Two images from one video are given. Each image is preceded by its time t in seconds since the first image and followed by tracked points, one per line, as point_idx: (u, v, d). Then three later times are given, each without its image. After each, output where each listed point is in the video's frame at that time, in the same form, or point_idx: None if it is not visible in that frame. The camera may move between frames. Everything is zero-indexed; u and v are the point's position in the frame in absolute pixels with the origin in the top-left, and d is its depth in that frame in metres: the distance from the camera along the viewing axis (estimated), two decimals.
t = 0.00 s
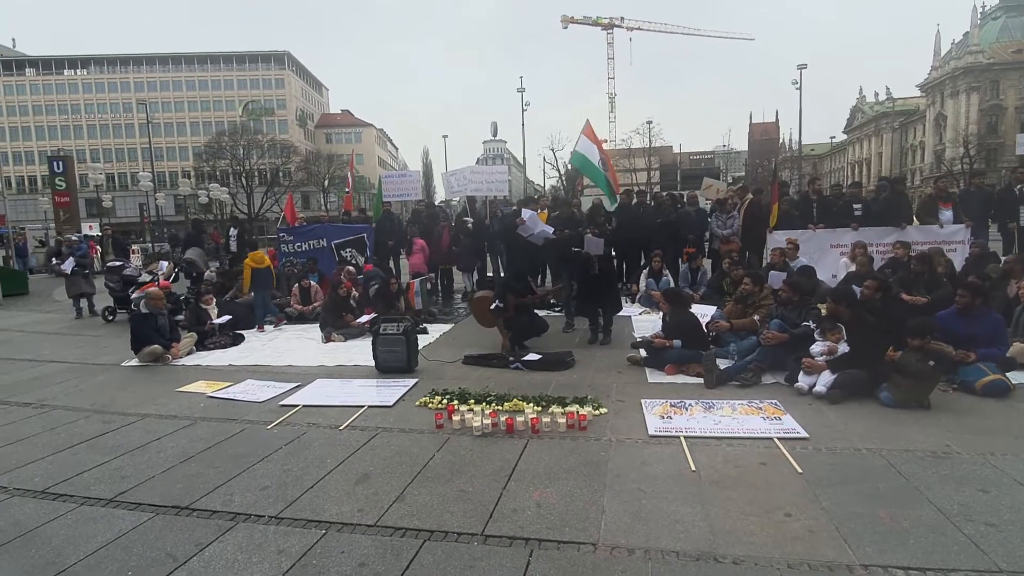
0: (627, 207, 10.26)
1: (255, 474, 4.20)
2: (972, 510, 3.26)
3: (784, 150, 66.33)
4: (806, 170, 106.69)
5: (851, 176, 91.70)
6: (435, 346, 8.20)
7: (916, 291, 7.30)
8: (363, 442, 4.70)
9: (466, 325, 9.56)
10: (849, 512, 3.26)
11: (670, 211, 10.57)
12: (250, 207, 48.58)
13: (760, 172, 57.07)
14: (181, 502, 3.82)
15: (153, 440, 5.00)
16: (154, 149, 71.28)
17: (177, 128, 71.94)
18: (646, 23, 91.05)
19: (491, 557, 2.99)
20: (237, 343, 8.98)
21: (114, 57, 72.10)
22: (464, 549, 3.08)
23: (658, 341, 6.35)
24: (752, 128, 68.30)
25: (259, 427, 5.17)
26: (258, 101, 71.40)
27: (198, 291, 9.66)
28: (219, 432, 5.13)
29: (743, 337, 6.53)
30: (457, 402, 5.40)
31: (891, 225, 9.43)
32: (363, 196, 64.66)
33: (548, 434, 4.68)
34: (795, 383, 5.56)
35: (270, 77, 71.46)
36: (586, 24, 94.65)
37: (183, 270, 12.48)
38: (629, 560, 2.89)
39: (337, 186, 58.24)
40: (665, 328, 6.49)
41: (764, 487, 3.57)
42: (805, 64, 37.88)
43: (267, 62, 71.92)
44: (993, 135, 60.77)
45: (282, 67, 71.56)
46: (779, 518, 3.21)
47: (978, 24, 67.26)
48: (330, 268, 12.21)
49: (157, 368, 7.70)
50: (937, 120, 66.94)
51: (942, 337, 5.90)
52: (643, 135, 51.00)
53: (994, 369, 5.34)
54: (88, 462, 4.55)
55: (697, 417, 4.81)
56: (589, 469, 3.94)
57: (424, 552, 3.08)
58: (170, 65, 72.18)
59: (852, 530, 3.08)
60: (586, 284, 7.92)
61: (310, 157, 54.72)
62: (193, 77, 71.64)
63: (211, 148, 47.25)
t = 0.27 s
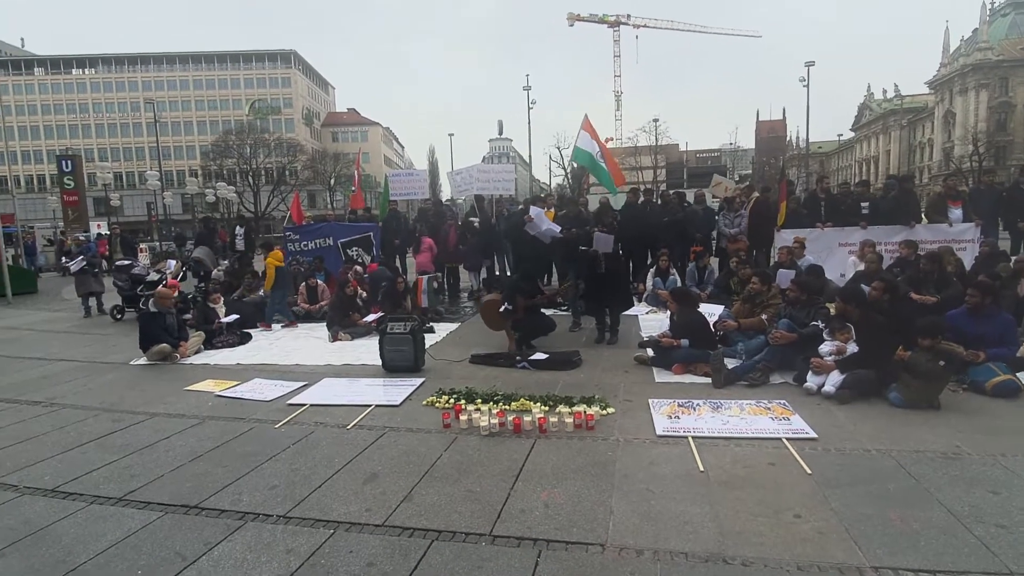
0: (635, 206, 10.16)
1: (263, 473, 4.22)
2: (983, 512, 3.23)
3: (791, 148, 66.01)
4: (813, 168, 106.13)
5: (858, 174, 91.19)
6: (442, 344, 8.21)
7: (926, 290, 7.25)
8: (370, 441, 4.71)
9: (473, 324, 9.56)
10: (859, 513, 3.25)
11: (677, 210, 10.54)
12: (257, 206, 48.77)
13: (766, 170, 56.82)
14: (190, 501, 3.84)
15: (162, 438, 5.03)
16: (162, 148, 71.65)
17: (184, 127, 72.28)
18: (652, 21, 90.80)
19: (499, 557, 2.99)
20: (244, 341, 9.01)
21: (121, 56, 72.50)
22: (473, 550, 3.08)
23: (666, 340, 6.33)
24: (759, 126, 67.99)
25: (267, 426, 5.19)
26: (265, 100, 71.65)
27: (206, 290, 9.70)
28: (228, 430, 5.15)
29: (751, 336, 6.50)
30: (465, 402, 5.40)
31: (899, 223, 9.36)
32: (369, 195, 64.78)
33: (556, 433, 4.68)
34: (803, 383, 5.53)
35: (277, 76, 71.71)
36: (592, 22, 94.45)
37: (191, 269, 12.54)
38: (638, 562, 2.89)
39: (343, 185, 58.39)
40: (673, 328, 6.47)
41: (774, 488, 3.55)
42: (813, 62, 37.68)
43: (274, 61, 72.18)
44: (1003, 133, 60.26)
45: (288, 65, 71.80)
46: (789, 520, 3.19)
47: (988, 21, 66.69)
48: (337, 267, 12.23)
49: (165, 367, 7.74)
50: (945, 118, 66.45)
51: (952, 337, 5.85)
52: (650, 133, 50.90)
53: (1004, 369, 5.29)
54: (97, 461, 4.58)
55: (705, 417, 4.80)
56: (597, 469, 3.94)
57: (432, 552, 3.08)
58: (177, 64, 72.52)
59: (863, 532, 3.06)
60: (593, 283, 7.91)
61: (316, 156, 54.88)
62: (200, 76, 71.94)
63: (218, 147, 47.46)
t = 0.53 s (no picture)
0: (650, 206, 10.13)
1: (280, 471, 4.25)
2: (1008, 517, 3.17)
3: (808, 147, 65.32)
4: (830, 167, 104.89)
5: (876, 174, 90.04)
6: (456, 344, 8.22)
7: (947, 291, 7.14)
8: (385, 440, 4.73)
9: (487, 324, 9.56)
10: (880, 517, 3.20)
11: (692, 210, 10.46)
12: (273, 205, 49.22)
13: (782, 169, 56.30)
14: (208, 498, 3.87)
15: (181, 436, 5.08)
16: (180, 148, 72.55)
17: (201, 127, 73.12)
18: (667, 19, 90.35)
19: (515, 557, 2.99)
20: (261, 340, 9.09)
21: (140, 58, 73.50)
22: (489, 550, 3.08)
23: (682, 341, 6.29)
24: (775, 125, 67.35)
25: (284, 425, 5.23)
26: (281, 100, 72.28)
27: (223, 288, 9.80)
28: (245, 428, 5.19)
29: (768, 337, 6.44)
30: (479, 402, 5.40)
31: (919, 223, 9.22)
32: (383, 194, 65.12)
33: (571, 434, 4.67)
34: (822, 384, 5.47)
35: (293, 77, 72.33)
36: (606, 21, 94.14)
37: (208, 268, 12.68)
38: (655, 564, 2.87)
39: (357, 184, 58.74)
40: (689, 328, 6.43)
41: (792, 491, 3.51)
42: (830, 60, 37.24)
43: (289, 62, 72.82)
44: None
45: (304, 66, 72.40)
46: (808, 523, 3.16)
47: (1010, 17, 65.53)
48: (352, 266, 12.30)
49: (183, 365, 7.82)
50: (966, 116, 65.42)
51: (974, 339, 5.76)
52: (664, 132, 50.69)
53: None
54: (118, 457, 4.64)
55: (722, 419, 4.76)
56: (613, 470, 3.92)
57: (448, 552, 3.09)
58: (195, 65, 73.38)
59: (885, 536, 3.02)
60: (608, 282, 7.88)
61: (331, 155, 55.27)
62: (217, 77, 72.73)
63: (235, 147, 47.95)
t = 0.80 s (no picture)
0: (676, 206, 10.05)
1: (310, 469, 4.30)
2: None
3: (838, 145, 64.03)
4: (861, 166, 102.65)
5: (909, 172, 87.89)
6: (482, 344, 8.24)
7: (986, 293, 6.92)
8: (412, 440, 4.76)
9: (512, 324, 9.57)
10: (919, 526, 3.11)
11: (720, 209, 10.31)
12: (300, 206, 49.97)
13: (811, 168, 55.31)
14: (240, 494, 3.94)
15: (213, 433, 5.18)
16: (210, 150, 74.08)
17: (231, 129, 74.56)
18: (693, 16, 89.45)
19: (543, 560, 2.98)
20: (290, 339, 9.23)
21: (173, 62, 75.22)
22: (517, 552, 3.08)
23: (710, 343, 6.21)
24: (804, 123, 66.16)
25: (313, 423, 5.29)
26: (308, 102, 73.33)
27: (254, 288, 9.97)
28: (275, 426, 5.28)
29: (799, 339, 6.33)
30: (506, 402, 5.41)
31: (957, 223, 8.96)
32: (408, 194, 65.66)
33: (598, 436, 4.64)
34: (856, 389, 5.34)
35: (320, 79, 73.35)
36: (631, 19, 93.49)
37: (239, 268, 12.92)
38: (685, 570, 2.83)
39: (382, 185, 59.29)
40: (718, 331, 6.35)
41: (826, 498, 3.44)
42: (862, 56, 36.45)
43: (317, 64, 73.85)
44: None
45: (330, 68, 73.38)
46: (843, 531, 3.09)
47: None
48: (378, 266, 12.41)
49: (215, 363, 7.98)
50: (1004, 112, 63.49)
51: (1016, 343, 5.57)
52: (690, 131, 50.22)
53: None
54: (153, 453, 4.75)
55: (752, 422, 4.68)
56: (641, 473, 3.88)
57: (476, 553, 3.09)
58: (225, 68, 74.86)
59: (923, 545, 2.94)
60: (634, 283, 7.83)
61: (357, 156, 55.91)
62: (247, 79, 74.08)
63: (263, 148, 48.78)
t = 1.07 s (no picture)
0: (699, 205, 9.92)
1: (333, 466, 4.35)
2: None
3: (865, 142, 62.84)
4: (889, 163, 100.61)
5: (939, 169, 85.93)
6: (503, 343, 8.25)
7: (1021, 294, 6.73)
8: (434, 438, 4.78)
9: (533, 323, 9.56)
10: (953, 534, 3.03)
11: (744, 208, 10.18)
12: (322, 204, 50.50)
13: (836, 166, 54.43)
14: (266, 490, 3.99)
15: (239, 429, 5.26)
16: (235, 149, 75.20)
17: (255, 128, 75.61)
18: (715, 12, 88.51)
19: (566, 561, 2.98)
20: (313, 336, 9.33)
21: (198, 63, 76.46)
22: (540, 552, 3.07)
23: (734, 343, 6.13)
24: (830, 119, 65.05)
25: (336, 420, 5.35)
26: (330, 101, 74.08)
27: (278, 286, 10.10)
28: (299, 423, 5.34)
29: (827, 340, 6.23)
30: (527, 402, 5.40)
31: (990, 221, 8.73)
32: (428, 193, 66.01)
33: (620, 437, 4.61)
34: (886, 391, 5.23)
35: (342, 78, 74.04)
36: (653, 15, 92.73)
37: (262, 266, 13.09)
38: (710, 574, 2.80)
39: (403, 183, 59.66)
40: (743, 332, 6.29)
41: (855, 503, 3.38)
42: (891, 51, 35.74)
43: (339, 63, 74.60)
44: None
45: (352, 67, 74.04)
46: (873, 537, 3.03)
47: None
48: (399, 264, 12.47)
49: (240, 359, 8.09)
50: None
51: None
52: (713, 128, 49.73)
53: None
54: (181, 448, 4.84)
55: (777, 425, 4.62)
56: (664, 476, 3.85)
57: (499, 553, 3.09)
58: (249, 68, 75.91)
59: (957, 553, 2.87)
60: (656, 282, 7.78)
61: (378, 155, 56.33)
62: (271, 79, 75.04)
63: (286, 147, 49.38)
